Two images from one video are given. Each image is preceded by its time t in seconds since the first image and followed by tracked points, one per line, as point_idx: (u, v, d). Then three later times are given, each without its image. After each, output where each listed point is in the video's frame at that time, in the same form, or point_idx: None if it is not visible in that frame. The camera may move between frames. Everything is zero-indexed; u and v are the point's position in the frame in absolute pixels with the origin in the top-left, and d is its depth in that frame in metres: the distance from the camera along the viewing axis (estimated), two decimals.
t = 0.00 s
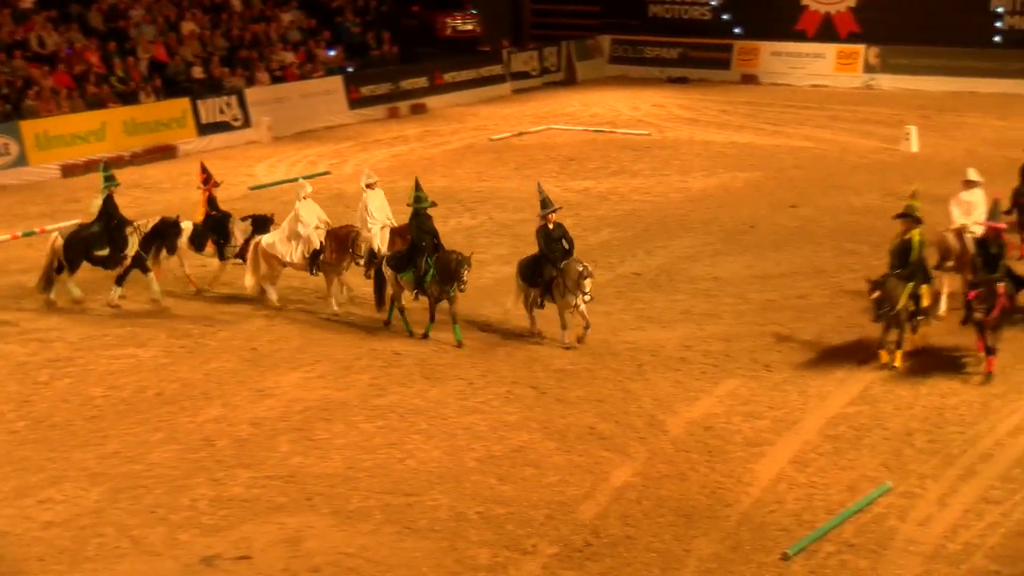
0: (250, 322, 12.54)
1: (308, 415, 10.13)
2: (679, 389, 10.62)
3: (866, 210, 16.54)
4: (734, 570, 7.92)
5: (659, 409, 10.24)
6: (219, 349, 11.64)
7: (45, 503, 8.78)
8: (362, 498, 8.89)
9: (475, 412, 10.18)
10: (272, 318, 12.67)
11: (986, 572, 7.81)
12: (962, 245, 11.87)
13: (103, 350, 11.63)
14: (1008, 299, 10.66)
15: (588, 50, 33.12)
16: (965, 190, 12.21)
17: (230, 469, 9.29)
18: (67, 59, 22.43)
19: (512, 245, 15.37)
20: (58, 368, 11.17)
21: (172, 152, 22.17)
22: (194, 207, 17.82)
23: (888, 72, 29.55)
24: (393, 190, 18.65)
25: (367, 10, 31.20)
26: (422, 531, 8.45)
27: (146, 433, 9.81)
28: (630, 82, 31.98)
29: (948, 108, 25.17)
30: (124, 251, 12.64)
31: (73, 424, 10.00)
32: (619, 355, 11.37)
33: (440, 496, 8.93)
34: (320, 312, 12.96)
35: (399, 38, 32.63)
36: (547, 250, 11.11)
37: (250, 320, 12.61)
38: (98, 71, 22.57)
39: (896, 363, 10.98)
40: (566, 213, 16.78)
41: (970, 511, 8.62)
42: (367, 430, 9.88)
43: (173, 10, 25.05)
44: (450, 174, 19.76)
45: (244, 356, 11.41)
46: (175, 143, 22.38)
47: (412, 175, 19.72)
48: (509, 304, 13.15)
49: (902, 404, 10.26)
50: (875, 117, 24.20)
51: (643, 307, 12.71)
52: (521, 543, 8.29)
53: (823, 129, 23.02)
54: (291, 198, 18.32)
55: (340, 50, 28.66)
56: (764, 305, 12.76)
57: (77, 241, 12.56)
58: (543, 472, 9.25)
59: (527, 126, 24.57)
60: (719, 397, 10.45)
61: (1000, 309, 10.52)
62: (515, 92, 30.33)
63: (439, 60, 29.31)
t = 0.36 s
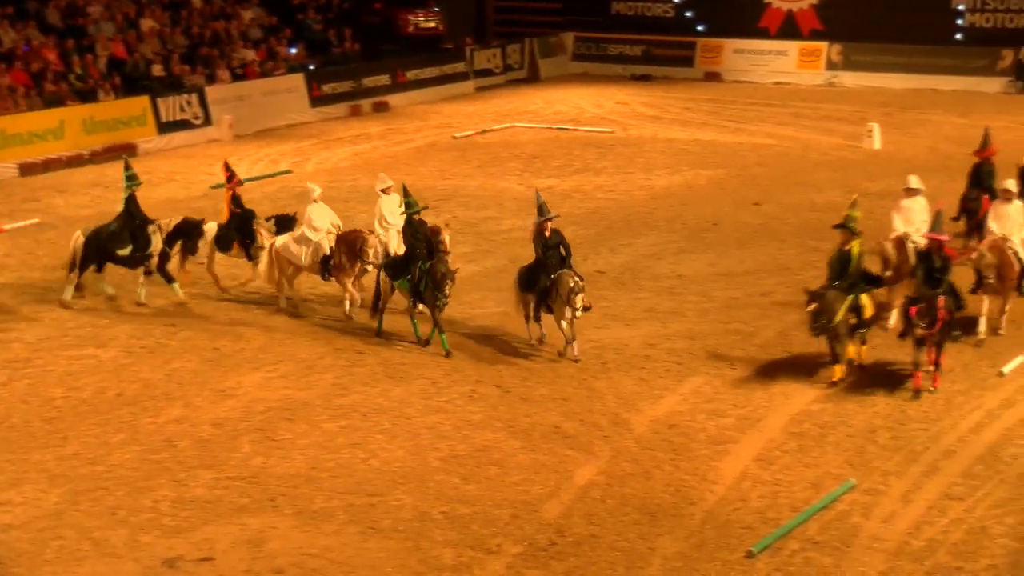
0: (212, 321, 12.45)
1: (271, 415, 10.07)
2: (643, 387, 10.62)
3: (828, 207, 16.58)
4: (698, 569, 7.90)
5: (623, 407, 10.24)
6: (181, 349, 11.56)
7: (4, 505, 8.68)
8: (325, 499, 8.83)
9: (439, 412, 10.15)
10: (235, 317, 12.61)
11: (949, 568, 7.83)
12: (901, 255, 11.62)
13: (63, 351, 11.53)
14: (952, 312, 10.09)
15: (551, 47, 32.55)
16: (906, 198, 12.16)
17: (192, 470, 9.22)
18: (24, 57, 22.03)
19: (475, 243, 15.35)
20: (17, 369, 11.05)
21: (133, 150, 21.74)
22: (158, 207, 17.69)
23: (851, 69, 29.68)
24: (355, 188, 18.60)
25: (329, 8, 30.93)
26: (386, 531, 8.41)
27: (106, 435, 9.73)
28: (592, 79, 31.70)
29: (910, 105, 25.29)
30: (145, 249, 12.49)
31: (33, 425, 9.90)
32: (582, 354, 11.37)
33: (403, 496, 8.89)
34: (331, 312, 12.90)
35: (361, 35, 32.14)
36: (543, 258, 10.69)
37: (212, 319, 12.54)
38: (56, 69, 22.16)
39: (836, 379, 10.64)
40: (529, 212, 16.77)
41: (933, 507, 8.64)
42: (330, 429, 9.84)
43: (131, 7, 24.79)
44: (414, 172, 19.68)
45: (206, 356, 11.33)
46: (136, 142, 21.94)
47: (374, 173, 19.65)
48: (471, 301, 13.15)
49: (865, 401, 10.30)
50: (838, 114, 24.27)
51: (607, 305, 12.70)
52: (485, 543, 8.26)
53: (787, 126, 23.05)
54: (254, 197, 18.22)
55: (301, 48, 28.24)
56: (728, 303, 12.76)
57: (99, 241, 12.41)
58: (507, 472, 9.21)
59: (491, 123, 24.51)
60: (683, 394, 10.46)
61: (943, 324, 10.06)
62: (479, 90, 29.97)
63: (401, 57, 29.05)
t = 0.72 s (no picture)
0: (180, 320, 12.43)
1: (240, 414, 10.05)
2: (612, 385, 10.65)
3: (796, 205, 16.66)
4: (667, 565, 7.92)
5: (592, 405, 10.27)
6: (150, 348, 11.52)
7: None
8: (294, 498, 8.81)
9: (408, 410, 10.17)
10: (204, 316, 12.60)
11: (916, 563, 7.86)
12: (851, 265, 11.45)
13: (30, 351, 11.45)
14: (895, 324, 9.78)
15: (518, 45, 32.40)
16: (856, 208, 12.09)
17: (160, 469, 9.19)
18: None
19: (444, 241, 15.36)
20: None
21: (100, 150, 21.71)
22: (127, 206, 17.60)
23: (818, 66, 29.69)
24: (324, 186, 18.59)
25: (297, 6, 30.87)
26: (356, 530, 8.39)
27: (72, 435, 9.68)
28: (561, 78, 31.65)
29: (876, 102, 25.44)
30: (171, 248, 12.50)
31: None
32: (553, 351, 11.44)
33: (373, 495, 8.88)
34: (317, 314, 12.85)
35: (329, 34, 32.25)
36: (536, 264, 10.32)
37: (181, 318, 12.51)
38: (21, 67, 21.85)
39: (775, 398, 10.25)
40: (498, 211, 16.79)
41: (901, 503, 8.68)
42: (299, 428, 9.83)
43: (98, 5, 24.43)
44: (382, 170, 19.67)
45: (174, 355, 11.30)
46: (102, 140, 21.87)
47: (343, 172, 19.63)
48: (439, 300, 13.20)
49: (834, 399, 10.36)
50: (806, 112, 24.37)
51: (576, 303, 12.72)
52: (455, 541, 8.25)
53: (755, 124, 23.13)
54: (222, 196, 18.16)
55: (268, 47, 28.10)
56: (697, 300, 12.79)
57: (127, 239, 12.41)
58: (477, 470, 9.22)
59: (460, 121, 24.51)
60: (652, 392, 10.50)
61: (883, 336, 9.74)
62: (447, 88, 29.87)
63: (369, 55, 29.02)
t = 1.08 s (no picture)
0: (154, 312, 12.43)
1: (213, 407, 10.04)
2: (586, 378, 10.68)
3: (769, 196, 16.72)
4: (641, 556, 7.94)
5: (566, 396, 10.30)
6: (123, 341, 11.49)
7: None
8: (268, 490, 8.80)
9: (383, 402, 10.18)
10: (177, 308, 12.61)
11: (888, 552, 7.90)
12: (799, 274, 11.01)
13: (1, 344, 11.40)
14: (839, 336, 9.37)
15: (492, 37, 32.47)
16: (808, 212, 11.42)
17: (133, 462, 9.17)
18: None
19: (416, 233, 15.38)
20: None
21: (71, 142, 21.60)
22: (101, 200, 17.53)
23: (791, 57, 29.58)
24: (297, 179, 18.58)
25: None
26: (330, 522, 8.39)
27: (44, 429, 9.65)
28: (534, 70, 31.61)
29: (849, 94, 25.52)
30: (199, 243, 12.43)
31: None
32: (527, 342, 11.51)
33: (347, 487, 8.87)
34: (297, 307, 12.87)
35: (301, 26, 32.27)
36: (527, 269, 9.80)
37: (154, 310, 12.50)
38: None
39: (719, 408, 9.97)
40: (472, 202, 16.81)
41: (874, 493, 8.71)
42: (273, 420, 9.83)
43: None
44: (355, 162, 19.65)
45: (148, 348, 11.28)
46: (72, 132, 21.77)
47: (316, 164, 19.61)
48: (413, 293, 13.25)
49: (807, 391, 10.41)
50: (778, 103, 24.43)
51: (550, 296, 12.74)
52: (430, 533, 8.25)
53: (728, 115, 23.18)
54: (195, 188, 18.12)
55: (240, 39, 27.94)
56: (670, 292, 12.82)
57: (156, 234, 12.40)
58: (451, 462, 9.22)
59: (434, 113, 24.49)
60: (626, 384, 10.54)
61: (826, 347, 9.33)
62: (421, 80, 29.90)
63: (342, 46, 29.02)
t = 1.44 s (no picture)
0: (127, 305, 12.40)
1: (185, 399, 10.02)
2: (558, 370, 10.69)
3: (742, 188, 16.77)
4: (613, 546, 7.96)
5: (538, 388, 10.32)
6: (96, 335, 11.45)
7: None
8: (240, 483, 8.78)
9: (355, 394, 10.19)
10: (150, 301, 12.58)
11: (859, 542, 7.93)
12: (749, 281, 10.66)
13: None
14: (778, 346, 9.15)
15: (464, 28, 32.20)
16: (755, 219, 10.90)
17: (104, 455, 9.14)
18: None
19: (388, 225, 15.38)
20: None
21: (42, 134, 21.48)
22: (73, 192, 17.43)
23: (763, 49, 29.63)
24: (268, 171, 18.55)
25: None
26: (303, 514, 8.37)
27: (14, 422, 9.59)
28: (506, 61, 31.57)
29: (822, 85, 25.59)
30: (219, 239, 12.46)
31: None
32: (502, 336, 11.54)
33: (320, 479, 8.86)
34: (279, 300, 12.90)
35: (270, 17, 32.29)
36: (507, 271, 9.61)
37: (127, 303, 12.47)
38: None
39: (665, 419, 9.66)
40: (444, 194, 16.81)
41: (846, 483, 8.75)
42: (246, 413, 9.81)
43: None
44: (327, 154, 19.60)
45: (119, 341, 11.24)
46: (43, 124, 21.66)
47: (288, 156, 19.56)
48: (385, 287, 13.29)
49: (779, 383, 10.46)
50: (750, 95, 24.48)
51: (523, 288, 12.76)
52: (403, 525, 8.25)
53: (700, 107, 23.21)
54: (166, 180, 18.05)
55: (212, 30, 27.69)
56: (643, 283, 12.84)
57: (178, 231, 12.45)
58: (424, 453, 9.22)
59: (406, 105, 24.43)
60: (598, 376, 10.57)
61: (764, 357, 9.11)
62: (393, 72, 29.86)
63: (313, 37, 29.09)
